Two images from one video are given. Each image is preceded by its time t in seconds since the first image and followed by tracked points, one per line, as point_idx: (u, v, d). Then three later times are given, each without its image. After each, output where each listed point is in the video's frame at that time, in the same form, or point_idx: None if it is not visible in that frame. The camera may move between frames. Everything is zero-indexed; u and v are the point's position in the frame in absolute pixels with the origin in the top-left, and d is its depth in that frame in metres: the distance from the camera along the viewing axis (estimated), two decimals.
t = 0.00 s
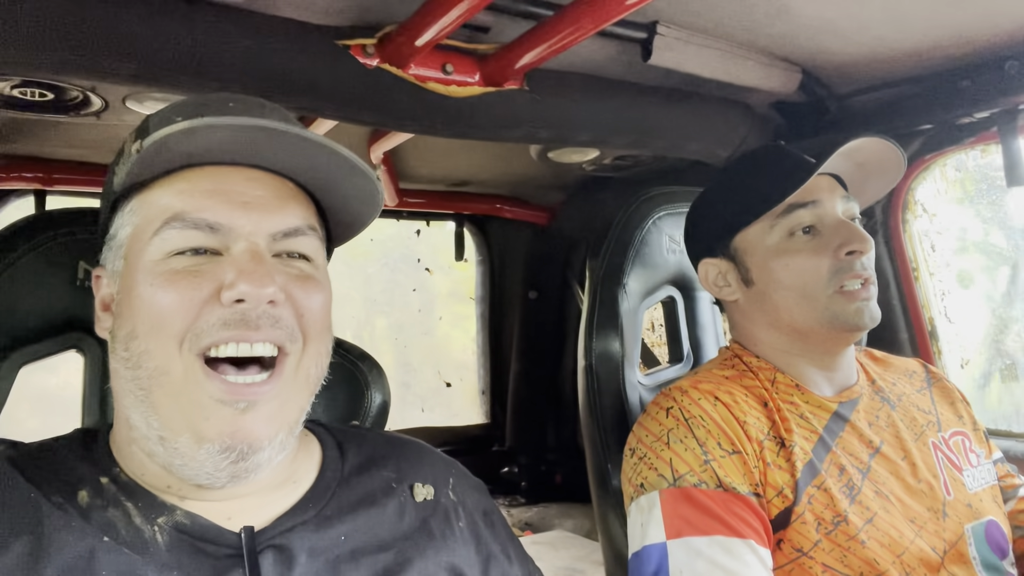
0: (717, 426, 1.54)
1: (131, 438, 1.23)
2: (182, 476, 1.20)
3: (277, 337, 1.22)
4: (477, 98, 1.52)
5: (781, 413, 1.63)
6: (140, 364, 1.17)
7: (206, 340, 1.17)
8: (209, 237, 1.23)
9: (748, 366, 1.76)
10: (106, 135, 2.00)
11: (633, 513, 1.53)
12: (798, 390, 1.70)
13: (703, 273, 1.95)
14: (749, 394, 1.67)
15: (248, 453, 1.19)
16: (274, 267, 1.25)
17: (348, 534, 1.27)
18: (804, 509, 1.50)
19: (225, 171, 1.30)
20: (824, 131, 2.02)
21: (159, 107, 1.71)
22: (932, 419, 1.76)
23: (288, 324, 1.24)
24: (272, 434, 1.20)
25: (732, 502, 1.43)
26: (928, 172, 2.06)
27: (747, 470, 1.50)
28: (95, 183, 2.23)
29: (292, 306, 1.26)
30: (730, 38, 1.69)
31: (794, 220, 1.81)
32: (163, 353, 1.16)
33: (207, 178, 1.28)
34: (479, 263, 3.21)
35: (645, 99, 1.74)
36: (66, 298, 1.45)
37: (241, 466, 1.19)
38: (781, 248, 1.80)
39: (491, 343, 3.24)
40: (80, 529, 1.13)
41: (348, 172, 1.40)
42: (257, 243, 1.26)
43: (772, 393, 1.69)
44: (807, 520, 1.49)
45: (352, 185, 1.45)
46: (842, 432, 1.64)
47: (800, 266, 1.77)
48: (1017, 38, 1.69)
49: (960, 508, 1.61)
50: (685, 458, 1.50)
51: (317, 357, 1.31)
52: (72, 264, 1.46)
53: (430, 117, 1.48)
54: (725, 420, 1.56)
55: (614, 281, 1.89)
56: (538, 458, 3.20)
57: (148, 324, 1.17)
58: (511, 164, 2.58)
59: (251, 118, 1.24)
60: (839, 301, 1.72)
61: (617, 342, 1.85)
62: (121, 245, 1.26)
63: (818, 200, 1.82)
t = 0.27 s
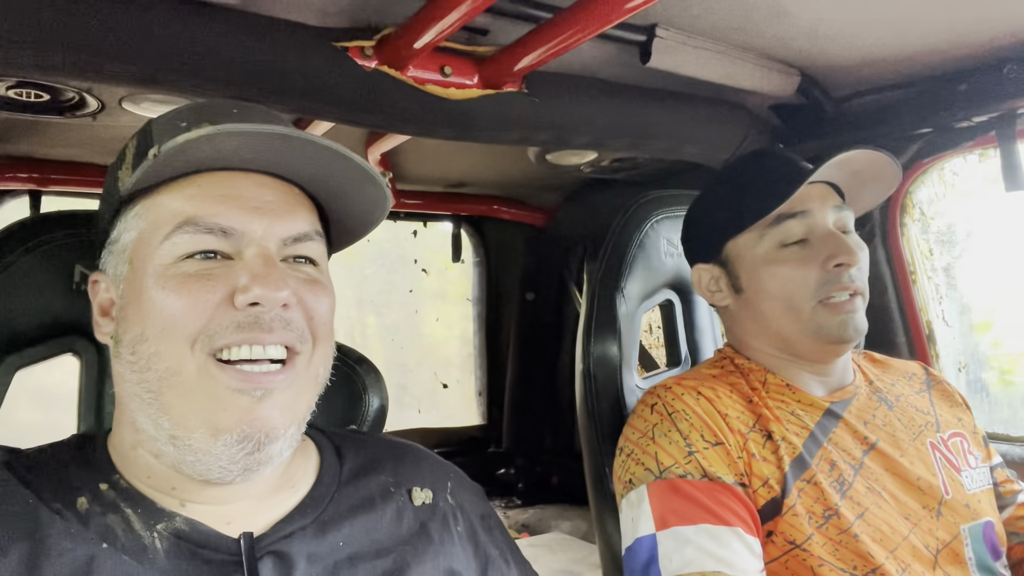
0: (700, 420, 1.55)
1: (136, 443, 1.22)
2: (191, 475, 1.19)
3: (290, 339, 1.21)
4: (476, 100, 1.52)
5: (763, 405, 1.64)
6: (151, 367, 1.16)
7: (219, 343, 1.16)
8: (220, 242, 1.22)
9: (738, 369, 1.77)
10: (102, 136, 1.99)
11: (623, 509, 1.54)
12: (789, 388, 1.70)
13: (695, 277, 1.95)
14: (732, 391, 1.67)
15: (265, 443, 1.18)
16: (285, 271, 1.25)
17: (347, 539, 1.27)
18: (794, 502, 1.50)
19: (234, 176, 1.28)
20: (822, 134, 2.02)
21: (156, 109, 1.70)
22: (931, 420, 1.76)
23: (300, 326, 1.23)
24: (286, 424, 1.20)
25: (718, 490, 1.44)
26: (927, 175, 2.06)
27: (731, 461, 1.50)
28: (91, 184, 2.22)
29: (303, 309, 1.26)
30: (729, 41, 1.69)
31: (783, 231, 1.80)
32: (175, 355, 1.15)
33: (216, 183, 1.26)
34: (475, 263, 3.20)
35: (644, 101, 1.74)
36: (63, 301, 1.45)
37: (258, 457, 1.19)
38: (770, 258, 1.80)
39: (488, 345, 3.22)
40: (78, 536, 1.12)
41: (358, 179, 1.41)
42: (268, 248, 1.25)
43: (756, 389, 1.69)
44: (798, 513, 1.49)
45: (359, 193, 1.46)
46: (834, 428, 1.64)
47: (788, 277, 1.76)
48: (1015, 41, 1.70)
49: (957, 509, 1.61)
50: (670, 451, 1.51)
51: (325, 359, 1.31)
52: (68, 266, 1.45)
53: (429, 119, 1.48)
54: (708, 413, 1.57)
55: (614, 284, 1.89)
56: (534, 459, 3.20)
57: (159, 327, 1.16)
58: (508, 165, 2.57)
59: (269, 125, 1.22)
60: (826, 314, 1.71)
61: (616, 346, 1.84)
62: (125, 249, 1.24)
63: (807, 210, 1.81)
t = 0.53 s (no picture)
0: (670, 414, 1.58)
1: (126, 439, 1.23)
2: (180, 469, 1.20)
3: (277, 334, 1.24)
4: (462, 98, 1.53)
5: (730, 397, 1.67)
6: (139, 365, 1.17)
7: (208, 339, 1.17)
8: (206, 238, 1.23)
9: (709, 365, 1.80)
10: (90, 133, 2.00)
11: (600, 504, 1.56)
12: (759, 381, 1.74)
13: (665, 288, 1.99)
14: (702, 385, 1.71)
15: (256, 436, 1.20)
16: (272, 267, 1.27)
17: (336, 538, 1.29)
18: (767, 490, 1.53)
19: (218, 171, 1.29)
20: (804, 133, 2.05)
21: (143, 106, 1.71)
22: (907, 416, 1.78)
23: (287, 321, 1.25)
24: (275, 417, 1.22)
25: (690, 480, 1.47)
26: (905, 173, 2.09)
27: (700, 451, 1.54)
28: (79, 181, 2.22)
29: (291, 304, 1.28)
30: (711, 40, 1.72)
31: (708, 235, 1.85)
32: (163, 352, 1.17)
33: (200, 179, 1.27)
34: (465, 261, 3.20)
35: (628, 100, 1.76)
36: (51, 294, 1.46)
37: (249, 451, 1.21)
38: (701, 263, 1.85)
39: (477, 343, 3.22)
40: (67, 534, 1.13)
41: (343, 172, 1.42)
42: (254, 243, 1.27)
43: (725, 382, 1.73)
44: (770, 501, 1.52)
45: (345, 187, 1.47)
46: (805, 420, 1.68)
47: (720, 279, 1.81)
48: (991, 42, 1.73)
49: (932, 499, 1.63)
50: (641, 444, 1.54)
51: (313, 352, 1.33)
52: (56, 260, 1.46)
53: (414, 116, 1.49)
54: (678, 408, 1.60)
55: (599, 280, 1.91)
56: (522, 454, 3.23)
57: (145, 325, 1.17)
58: (495, 163, 2.59)
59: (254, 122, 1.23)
60: (759, 309, 1.75)
61: (599, 341, 1.87)
62: (107, 246, 1.25)
63: (726, 211, 1.85)
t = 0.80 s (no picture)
0: (665, 419, 1.58)
1: (132, 433, 1.23)
2: (186, 463, 1.20)
3: (283, 331, 1.24)
4: (459, 95, 1.52)
5: (728, 401, 1.67)
6: (143, 363, 1.18)
7: (214, 337, 1.18)
8: (211, 234, 1.23)
9: (711, 365, 1.81)
10: (89, 131, 2.01)
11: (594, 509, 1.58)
12: (759, 383, 1.74)
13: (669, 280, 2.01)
14: (699, 386, 1.71)
15: (262, 434, 1.21)
16: (278, 263, 1.27)
17: (338, 533, 1.30)
18: (763, 498, 1.53)
19: (222, 164, 1.29)
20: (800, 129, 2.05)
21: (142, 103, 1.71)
22: (914, 419, 1.78)
23: (292, 318, 1.26)
24: (281, 415, 1.23)
25: (685, 486, 1.48)
26: (902, 169, 2.10)
27: (695, 457, 1.54)
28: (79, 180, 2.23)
29: (297, 301, 1.29)
30: (707, 37, 1.72)
31: (703, 230, 1.88)
32: (168, 349, 1.17)
33: (205, 172, 1.27)
34: (464, 259, 3.19)
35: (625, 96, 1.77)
36: (51, 289, 1.46)
37: (254, 449, 1.22)
38: (697, 258, 1.88)
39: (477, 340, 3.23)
40: (69, 527, 1.14)
41: (348, 165, 1.42)
42: (259, 239, 1.27)
43: (724, 383, 1.74)
44: (768, 507, 1.52)
45: (349, 181, 1.48)
46: (803, 425, 1.67)
47: (714, 275, 1.83)
48: (986, 37, 1.73)
49: (934, 506, 1.63)
50: (635, 451, 1.55)
51: (319, 348, 1.33)
52: (55, 255, 1.46)
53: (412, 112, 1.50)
54: (673, 413, 1.60)
55: (595, 272, 1.91)
56: (521, 451, 3.25)
57: (149, 322, 1.18)
58: (494, 160, 2.59)
59: (258, 117, 1.22)
60: (749, 310, 1.77)
61: (597, 335, 1.86)
62: (109, 239, 1.25)
63: (722, 206, 1.87)
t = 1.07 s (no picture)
0: (677, 426, 1.56)
1: (140, 435, 1.23)
2: (195, 466, 1.20)
3: (299, 337, 1.23)
4: (472, 94, 1.52)
5: (742, 407, 1.65)
6: (160, 364, 1.17)
7: (231, 340, 1.17)
8: (233, 238, 1.23)
9: (726, 369, 1.79)
10: (100, 130, 2.00)
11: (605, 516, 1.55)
12: (773, 387, 1.72)
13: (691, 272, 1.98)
14: (711, 392, 1.69)
15: (275, 437, 1.21)
16: (296, 270, 1.27)
17: (344, 537, 1.28)
18: (778, 507, 1.51)
19: (244, 171, 1.28)
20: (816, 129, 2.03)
21: (153, 103, 1.71)
22: (929, 425, 1.76)
23: (308, 324, 1.25)
24: (294, 418, 1.23)
25: (695, 496, 1.45)
26: (920, 169, 2.07)
27: (706, 465, 1.52)
28: (90, 178, 2.23)
29: (312, 307, 1.28)
30: (723, 36, 1.70)
31: (733, 235, 1.83)
32: (185, 351, 1.16)
33: (227, 178, 1.26)
34: (475, 258, 3.19)
35: (640, 95, 1.74)
36: (62, 291, 1.46)
37: (266, 452, 1.21)
38: (724, 261, 1.84)
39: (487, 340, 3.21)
40: (75, 532, 1.13)
41: (367, 175, 1.42)
42: (279, 245, 1.26)
43: (736, 390, 1.71)
44: (783, 517, 1.50)
45: (366, 190, 1.47)
46: (820, 431, 1.65)
47: (737, 283, 1.79)
48: (1008, 36, 1.70)
49: (950, 514, 1.62)
50: (647, 459, 1.53)
51: (331, 355, 1.33)
52: (66, 256, 1.46)
53: (424, 112, 1.49)
54: (684, 421, 1.57)
55: (607, 274, 1.89)
56: (532, 451, 3.23)
57: (166, 324, 1.17)
58: (506, 160, 2.58)
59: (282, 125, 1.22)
60: (764, 324, 1.75)
61: (609, 340, 1.86)
62: (128, 241, 1.24)
63: (755, 215, 1.82)
